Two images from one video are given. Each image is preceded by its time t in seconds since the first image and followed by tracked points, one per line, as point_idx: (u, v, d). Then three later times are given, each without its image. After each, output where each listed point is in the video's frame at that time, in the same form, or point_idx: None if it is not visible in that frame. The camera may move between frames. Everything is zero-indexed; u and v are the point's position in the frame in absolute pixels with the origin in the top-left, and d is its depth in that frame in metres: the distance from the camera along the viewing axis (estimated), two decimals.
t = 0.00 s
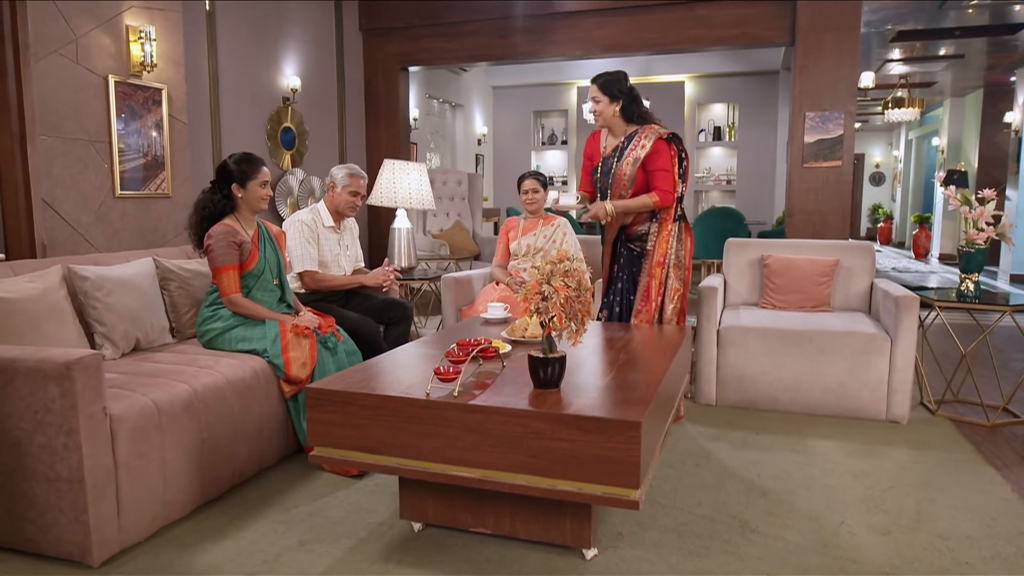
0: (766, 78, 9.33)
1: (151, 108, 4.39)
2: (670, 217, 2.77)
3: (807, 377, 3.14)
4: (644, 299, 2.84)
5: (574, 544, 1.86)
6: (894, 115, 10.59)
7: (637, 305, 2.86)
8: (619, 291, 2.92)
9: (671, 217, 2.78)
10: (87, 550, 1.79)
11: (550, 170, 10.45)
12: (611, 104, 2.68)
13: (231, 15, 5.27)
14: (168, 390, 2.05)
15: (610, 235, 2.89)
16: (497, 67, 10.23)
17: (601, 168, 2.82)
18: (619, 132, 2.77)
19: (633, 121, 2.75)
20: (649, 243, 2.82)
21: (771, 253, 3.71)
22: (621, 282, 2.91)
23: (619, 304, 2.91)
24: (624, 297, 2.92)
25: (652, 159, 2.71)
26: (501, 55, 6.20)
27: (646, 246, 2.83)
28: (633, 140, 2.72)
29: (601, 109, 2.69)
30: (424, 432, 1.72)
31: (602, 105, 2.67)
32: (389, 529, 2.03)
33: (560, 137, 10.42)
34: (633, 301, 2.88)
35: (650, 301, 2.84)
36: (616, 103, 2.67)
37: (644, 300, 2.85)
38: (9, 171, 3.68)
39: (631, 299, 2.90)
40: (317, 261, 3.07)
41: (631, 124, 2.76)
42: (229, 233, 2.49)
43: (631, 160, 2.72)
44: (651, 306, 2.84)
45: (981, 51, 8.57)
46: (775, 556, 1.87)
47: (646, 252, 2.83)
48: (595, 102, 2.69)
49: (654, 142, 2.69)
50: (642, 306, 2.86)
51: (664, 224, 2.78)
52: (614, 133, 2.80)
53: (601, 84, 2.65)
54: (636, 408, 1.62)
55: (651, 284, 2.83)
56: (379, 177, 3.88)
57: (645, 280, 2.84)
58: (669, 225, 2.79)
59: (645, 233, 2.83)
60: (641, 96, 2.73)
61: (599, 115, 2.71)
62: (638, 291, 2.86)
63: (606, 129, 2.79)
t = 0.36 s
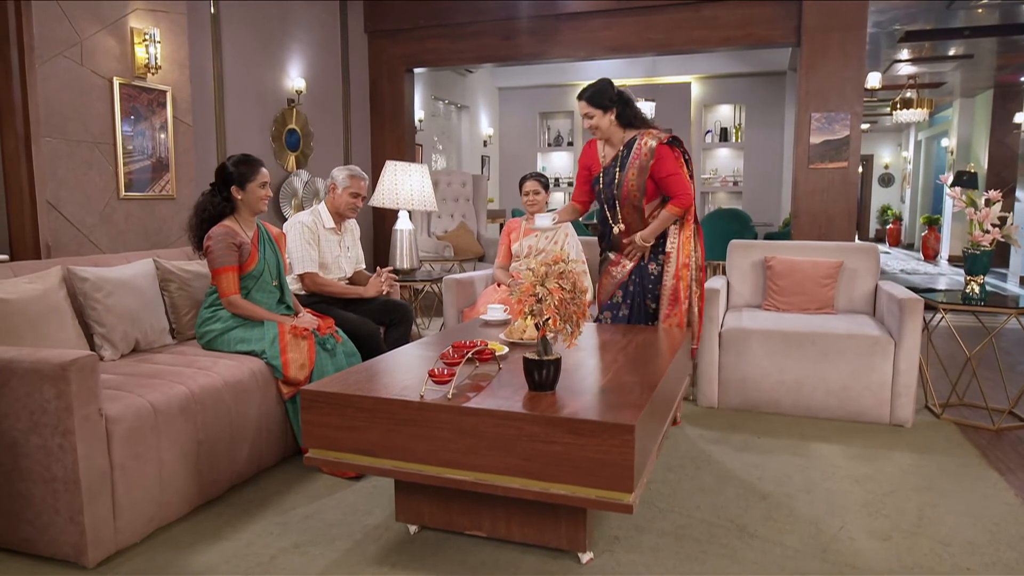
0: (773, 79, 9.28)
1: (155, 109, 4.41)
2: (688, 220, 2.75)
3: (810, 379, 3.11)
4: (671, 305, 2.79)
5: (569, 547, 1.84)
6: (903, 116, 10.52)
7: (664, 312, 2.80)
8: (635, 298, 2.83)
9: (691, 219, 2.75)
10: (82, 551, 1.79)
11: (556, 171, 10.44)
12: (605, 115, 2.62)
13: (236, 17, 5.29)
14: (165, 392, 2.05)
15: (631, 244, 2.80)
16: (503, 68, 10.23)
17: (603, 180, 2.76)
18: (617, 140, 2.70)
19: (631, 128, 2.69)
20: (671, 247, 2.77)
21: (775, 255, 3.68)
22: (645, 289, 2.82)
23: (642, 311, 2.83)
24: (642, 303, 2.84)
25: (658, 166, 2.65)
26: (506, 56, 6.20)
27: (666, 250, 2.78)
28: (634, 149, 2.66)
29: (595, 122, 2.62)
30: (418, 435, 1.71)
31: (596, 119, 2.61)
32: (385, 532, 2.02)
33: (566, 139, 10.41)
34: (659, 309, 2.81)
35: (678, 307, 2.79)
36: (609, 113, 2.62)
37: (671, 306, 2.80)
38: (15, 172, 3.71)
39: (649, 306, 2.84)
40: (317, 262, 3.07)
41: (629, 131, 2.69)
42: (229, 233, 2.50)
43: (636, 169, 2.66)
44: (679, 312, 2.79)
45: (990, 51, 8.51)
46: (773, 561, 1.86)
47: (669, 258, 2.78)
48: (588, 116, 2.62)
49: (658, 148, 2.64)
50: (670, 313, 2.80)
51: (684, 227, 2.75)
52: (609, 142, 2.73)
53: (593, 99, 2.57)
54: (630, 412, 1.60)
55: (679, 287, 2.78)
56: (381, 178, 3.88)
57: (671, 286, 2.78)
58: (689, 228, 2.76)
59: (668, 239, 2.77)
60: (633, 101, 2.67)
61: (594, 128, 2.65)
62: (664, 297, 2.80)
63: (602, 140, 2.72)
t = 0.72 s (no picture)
0: (782, 79, 9.22)
1: (161, 110, 4.43)
2: (684, 211, 2.76)
3: (814, 382, 3.08)
4: (699, 295, 2.82)
5: (566, 550, 1.83)
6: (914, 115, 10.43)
7: (696, 301, 2.82)
8: (635, 302, 2.86)
9: (684, 210, 2.77)
10: (79, 550, 1.80)
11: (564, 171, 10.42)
12: (568, 143, 2.62)
13: (242, 18, 5.30)
14: (163, 392, 2.06)
15: (630, 250, 2.81)
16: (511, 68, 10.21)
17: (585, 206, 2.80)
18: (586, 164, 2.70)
19: (598, 149, 2.68)
20: (678, 242, 2.77)
21: (780, 255, 3.65)
22: (645, 294, 2.86)
23: (642, 314, 2.85)
24: (642, 307, 2.86)
25: (638, 176, 2.66)
26: (512, 56, 6.19)
27: (673, 245, 2.77)
28: (608, 169, 2.69)
29: (560, 151, 2.62)
30: (413, 436, 1.70)
31: (561, 148, 2.61)
32: (382, 533, 2.02)
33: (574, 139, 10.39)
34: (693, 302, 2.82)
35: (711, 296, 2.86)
36: (574, 141, 2.62)
37: (700, 293, 2.83)
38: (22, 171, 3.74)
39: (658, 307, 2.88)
40: (319, 263, 3.08)
41: (594, 154, 2.68)
42: (229, 233, 2.51)
43: (619, 186, 2.68)
44: (711, 300, 2.87)
45: (1003, 50, 8.41)
46: (772, 565, 1.84)
47: (680, 252, 2.77)
48: (552, 147, 2.61)
49: (633, 158, 2.65)
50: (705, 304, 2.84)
51: (684, 219, 2.76)
52: (578, 167, 2.73)
53: (555, 130, 2.56)
54: (625, 414, 1.59)
55: (701, 277, 2.82)
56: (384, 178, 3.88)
57: (695, 279, 2.80)
58: (686, 219, 2.77)
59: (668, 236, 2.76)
60: (592, 124, 2.65)
61: (560, 158, 2.64)
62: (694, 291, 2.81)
63: (571, 169, 2.74)
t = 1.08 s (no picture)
0: (791, 78, 9.16)
1: (167, 110, 4.46)
2: (671, 211, 2.76)
3: (818, 383, 3.05)
4: (686, 292, 2.82)
5: (561, 552, 1.81)
6: (924, 114, 10.34)
7: (683, 298, 2.81)
8: (629, 305, 2.87)
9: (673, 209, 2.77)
10: (76, 549, 1.80)
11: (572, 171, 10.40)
12: (551, 163, 2.53)
13: (249, 18, 5.32)
14: (161, 391, 2.06)
15: (625, 255, 2.82)
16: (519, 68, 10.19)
17: (577, 221, 2.77)
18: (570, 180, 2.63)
19: (582, 163, 2.64)
20: (667, 241, 2.77)
21: (785, 256, 3.62)
22: (640, 296, 2.87)
23: (638, 316, 2.87)
24: (637, 309, 2.87)
25: (627, 184, 2.66)
26: (519, 56, 6.19)
27: (661, 244, 2.78)
28: (596, 180, 2.68)
29: (543, 172, 2.53)
30: (407, 436, 1.70)
31: (544, 169, 2.51)
32: (378, 533, 2.01)
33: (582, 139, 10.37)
34: (680, 301, 2.82)
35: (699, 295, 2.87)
36: (556, 160, 2.52)
37: (686, 291, 2.83)
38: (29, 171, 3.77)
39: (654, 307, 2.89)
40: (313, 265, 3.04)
41: (578, 169, 2.64)
42: (230, 233, 2.51)
43: (610, 198, 2.70)
44: (699, 298, 2.88)
45: (1016, 47, 8.32)
46: (770, 568, 1.82)
47: (668, 251, 2.78)
48: (535, 168, 2.52)
49: (620, 167, 2.66)
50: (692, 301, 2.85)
51: (672, 219, 2.77)
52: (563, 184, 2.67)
53: (538, 152, 2.47)
54: (619, 416, 1.57)
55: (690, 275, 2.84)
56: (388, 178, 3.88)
57: (683, 280, 2.81)
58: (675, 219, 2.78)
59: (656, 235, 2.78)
60: (572, 140, 2.59)
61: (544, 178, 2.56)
62: (682, 290, 2.81)
63: (556, 187, 2.67)
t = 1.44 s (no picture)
0: (800, 77, 9.10)
1: (174, 111, 4.48)
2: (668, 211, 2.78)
3: (822, 385, 3.03)
4: (680, 291, 2.82)
5: (557, 554, 1.80)
6: (936, 113, 10.24)
7: (677, 297, 2.81)
8: (628, 305, 2.87)
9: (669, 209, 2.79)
10: (73, 547, 1.81)
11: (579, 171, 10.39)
12: (547, 168, 2.52)
13: (255, 19, 5.34)
14: (159, 391, 2.07)
15: (623, 255, 2.83)
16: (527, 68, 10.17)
17: (576, 222, 2.76)
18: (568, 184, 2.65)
19: (579, 166, 2.64)
20: (665, 241, 2.78)
21: (789, 256, 3.60)
22: (639, 296, 2.87)
23: (637, 316, 2.87)
24: (636, 309, 2.87)
25: (625, 185, 2.66)
26: (524, 56, 6.18)
27: (657, 244, 2.79)
28: (594, 182, 2.67)
29: (539, 177, 2.53)
30: (400, 437, 1.69)
31: (539, 174, 2.52)
32: (375, 534, 2.01)
33: (589, 138, 10.35)
34: (675, 300, 2.82)
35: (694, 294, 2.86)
36: (552, 165, 2.52)
37: (681, 289, 2.83)
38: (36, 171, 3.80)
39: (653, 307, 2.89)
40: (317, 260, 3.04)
41: (574, 172, 2.65)
42: (230, 233, 2.52)
43: (609, 199, 2.68)
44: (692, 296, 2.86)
45: None
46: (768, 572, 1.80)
47: (665, 251, 2.79)
48: (530, 173, 2.52)
49: (617, 168, 2.66)
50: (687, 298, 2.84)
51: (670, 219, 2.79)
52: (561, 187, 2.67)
53: (533, 158, 2.47)
54: (612, 418, 1.56)
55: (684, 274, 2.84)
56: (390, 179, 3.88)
57: (678, 280, 2.81)
58: (671, 219, 2.80)
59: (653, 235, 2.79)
60: (568, 143, 2.58)
61: (539, 183, 2.55)
62: (677, 289, 2.81)
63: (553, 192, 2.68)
